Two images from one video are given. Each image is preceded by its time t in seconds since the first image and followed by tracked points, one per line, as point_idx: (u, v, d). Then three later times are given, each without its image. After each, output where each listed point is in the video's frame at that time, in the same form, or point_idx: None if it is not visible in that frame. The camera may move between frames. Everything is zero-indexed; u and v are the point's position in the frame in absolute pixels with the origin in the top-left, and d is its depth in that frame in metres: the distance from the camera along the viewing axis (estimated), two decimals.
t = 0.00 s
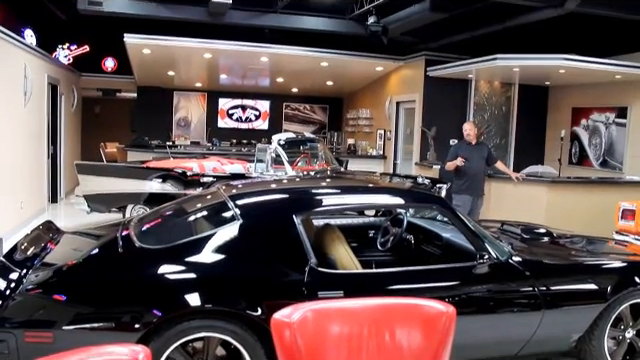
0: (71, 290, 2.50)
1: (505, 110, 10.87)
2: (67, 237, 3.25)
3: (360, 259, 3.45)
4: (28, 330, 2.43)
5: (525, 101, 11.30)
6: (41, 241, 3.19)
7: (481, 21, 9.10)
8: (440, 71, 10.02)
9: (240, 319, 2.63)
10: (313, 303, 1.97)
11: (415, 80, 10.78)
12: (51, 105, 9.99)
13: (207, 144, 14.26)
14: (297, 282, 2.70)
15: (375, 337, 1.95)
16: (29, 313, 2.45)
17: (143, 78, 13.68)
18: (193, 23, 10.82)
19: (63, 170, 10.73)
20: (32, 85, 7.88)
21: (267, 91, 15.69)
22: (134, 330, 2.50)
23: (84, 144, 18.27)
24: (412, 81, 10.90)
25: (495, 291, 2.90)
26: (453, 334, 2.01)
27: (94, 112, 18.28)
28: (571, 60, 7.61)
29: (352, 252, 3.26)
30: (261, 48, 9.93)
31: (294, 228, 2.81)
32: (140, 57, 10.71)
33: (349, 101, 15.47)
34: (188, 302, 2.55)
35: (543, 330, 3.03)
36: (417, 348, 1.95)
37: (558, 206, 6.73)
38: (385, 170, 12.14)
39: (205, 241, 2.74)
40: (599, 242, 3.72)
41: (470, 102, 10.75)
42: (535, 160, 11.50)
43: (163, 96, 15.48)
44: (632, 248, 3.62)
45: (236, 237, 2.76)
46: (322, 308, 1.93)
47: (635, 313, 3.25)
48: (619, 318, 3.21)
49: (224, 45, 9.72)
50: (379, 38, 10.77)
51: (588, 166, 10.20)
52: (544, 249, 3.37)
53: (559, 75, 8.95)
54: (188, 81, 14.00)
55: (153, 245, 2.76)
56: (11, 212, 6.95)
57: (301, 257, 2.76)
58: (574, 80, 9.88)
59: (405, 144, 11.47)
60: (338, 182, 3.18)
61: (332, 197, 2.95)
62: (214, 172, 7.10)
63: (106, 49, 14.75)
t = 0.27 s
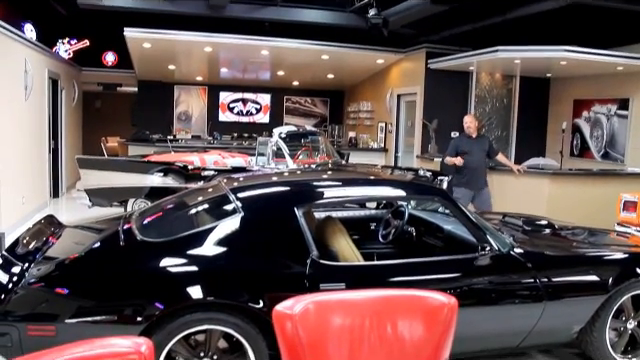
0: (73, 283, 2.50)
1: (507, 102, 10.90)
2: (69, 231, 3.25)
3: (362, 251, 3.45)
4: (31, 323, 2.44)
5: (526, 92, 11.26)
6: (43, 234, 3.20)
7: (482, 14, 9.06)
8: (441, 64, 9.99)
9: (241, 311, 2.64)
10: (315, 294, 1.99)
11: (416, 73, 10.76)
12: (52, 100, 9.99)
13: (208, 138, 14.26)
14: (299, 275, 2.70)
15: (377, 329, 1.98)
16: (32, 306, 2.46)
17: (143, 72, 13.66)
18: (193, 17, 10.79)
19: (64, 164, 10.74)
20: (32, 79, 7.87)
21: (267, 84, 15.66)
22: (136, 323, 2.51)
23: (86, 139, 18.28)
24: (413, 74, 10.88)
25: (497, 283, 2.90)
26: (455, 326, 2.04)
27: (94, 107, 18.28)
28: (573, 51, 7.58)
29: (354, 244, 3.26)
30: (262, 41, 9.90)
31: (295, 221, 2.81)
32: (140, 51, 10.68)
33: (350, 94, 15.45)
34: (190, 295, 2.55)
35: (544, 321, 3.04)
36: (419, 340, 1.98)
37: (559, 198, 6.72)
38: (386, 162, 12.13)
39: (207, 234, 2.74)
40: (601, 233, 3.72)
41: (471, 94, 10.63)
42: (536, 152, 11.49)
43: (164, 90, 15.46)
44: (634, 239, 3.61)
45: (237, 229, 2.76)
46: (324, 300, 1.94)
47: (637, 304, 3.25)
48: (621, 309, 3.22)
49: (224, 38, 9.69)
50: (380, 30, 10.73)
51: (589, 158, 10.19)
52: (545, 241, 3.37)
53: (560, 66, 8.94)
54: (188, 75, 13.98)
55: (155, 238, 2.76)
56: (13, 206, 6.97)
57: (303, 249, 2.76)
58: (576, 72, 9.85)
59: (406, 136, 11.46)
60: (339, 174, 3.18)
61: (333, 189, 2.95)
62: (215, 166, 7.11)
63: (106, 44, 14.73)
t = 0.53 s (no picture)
0: (72, 276, 2.50)
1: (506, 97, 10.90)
2: (67, 224, 3.25)
3: (361, 245, 3.45)
4: (29, 315, 2.44)
5: (526, 87, 11.25)
6: (41, 227, 3.20)
7: (482, 8, 9.04)
8: (440, 57, 9.97)
9: (240, 305, 2.64)
10: (313, 288, 2.09)
11: (416, 67, 10.74)
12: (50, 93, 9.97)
13: (207, 132, 14.25)
14: (298, 268, 2.71)
15: (375, 321, 2.09)
16: (30, 299, 2.46)
17: (143, 65, 13.62)
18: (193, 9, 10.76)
19: (63, 158, 10.73)
20: (31, 72, 7.85)
21: (267, 78, 15.63)
22: (135, 316, 2.51)
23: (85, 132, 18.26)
24: (413, 68, 10.86)
25: (495, 277, 2.91)
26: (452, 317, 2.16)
27: (94, 100, 18.25)
28: (572, 45, 7.57)
29: (353, 238, 3.26)
30: (261, 34, 9.88)
31: (294, 215, 2.81)
32: (139, 44, 10.66)
33: (349, 88, 15.43)
34: (189, 288, 2.55)
35: (542, 315, 3.04)
36: (417, 331, 2.10)
37: (558, 192, 6.73)
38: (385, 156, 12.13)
39: (205, 227, 2.75)
40: (599, 227, 3.73)
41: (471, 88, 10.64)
42: (535, 147, 11.49)
43: (163, 83, 15.44)
44: (633, 233, 3.62)
45: (236, 222, 2.76)
46: (327, 293, 2.06)
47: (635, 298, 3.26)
48: (618, 303, 3.23)
49: (224, 31, 9.67)
50: (380, 24, 10.71)
51: (588, 153, 10.20)
52: (544, 235, 3.38)
53: (560, 61, 8.93)
54: (187, 68, 13.94)
55: (153, 231, 2.76)
56: (12, 199, 6.97)
57: (302, 242, 2.76)
58: (576, 66, 9.84)
59: (406, 131, 11.45)
60: (338, 167, 3.18)
61: (333, 182, 2.95)
62: (214, 159, 7.10)
63: (105, 36, 14.68)
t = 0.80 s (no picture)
0: (71, 270, 2.51)
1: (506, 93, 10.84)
2: (66, 217, 3.25)
3: (361, 240, 3.47)
4: (29, 309, 2.45)
5: (526, 83, 11.24)
6: (41, 221, 3.19)
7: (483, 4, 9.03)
8: (440, 53, 9.96)
9: (240, 299, 2.65)
10: (312, 282, 2.11)
11: (416, 63, 10.73)
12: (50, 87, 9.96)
13: (207, 127, 14.23)
14: (297, 262, 2.71)
15: (374, 315, 2.11)
16: (30, 292, 2.46)
17: (143, 59, 13.59)
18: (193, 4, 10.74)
19: (62, 152, 10.72)
20: (31, 66, 7.83)
21: (267, 73, 15.61)
22: (134, 309, 2.51)
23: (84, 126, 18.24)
24: (413, 63, 10.85)
25: (494, 273, 2.91)
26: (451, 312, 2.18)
27: (93, 94, 18.23)
28: (573, 42, 7.56)
29: (352, 233, 3.27)
30: (262, 29, 9.86)
31: (294, 209, 2.82)
32: (139, 38, 10.64)
33: (349, 84, 15.42)
34: (188, 282, 2.56)
35: (541, 310, 3.05)
36: (416, 326, 2.12)
37: (558, 188, 6.74)
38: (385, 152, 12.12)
39: (205, 221, 2.75)
40: (599, 224, 3.73)
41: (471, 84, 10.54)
42: (535, 144, 11.48)
43: (163, 78, 15.43)
44: (632, 230, 3.62)
45: (235, 217, 2.76)
46: (326, 288, 2.07)
47: (633, 294, 3.27)
48: (617, 300, 3.23)
49: (224, 26, 9.65)
50: (380, 19, 10.70)
51: (588, 149, 10.20)
52: (543, 231, 3.38)
53: (560, 57, 8.92)
54: (188, 63, 13.92)
55: (153, 225, 2.76)
56: (11, 193, 6.97)
57: (301, 237, 2.77)
58: (576, 62, 9.83)
59: (405, 126, 11.44)
60: (338, 163, 3.18)
61: (332, 177, 2.95)
62: (213, 154, 7.10)
63: (105, 30, 14.65)
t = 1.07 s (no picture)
0: (71, 264, 2.51)
1: (506, 88, 10.82)
2: (66, 212, 3.25)
3: (361, 235, 3.47)
4: (29, 303, 2.45)
5: (527, 78, 11.23)
6: (41, 216, 3.19)
7: None
8: (440, 49, 9.94)
9: (240, 294, 2.66)
10: (311, 277, 2.11)
11: (417, 58, 10.71)
12: (50, 82, 9.96)
13: (206, 122, 14.22)
14: (297, 257, 2.72)
15: (374, 309, 2.11)
16: (30, 287, 2.46)
17: (142, 54, 13.56)
18: None
19: (62, 147, 10.71)
20: (30, 61, 7.82)
21: (266, 68, 15.59)
22: (134, 304, 2.51)
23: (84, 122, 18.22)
24: (414, 58, 10.84)
25: (494, 267, 2.92)
26: (451, 306, 2.18)
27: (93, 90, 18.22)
28: (574, 37, 7.55)
29: (352, 227, 3.27)
30: (262, 24, 9.84)
31: (294, 204, 2.82)
32: (139, 33, 10.63)
33: (349, 79, 15.40)
34: (188, 276, 2.56)
35: (540, 305, 3.06)
36: (416, 320, 2.12)
37: (557, 184, 6.75)
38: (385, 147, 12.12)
39: (205, 215, 2.75)
40: (598, 219, 3.74)
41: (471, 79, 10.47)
42: (535, 139, 11.48)
43: (163, 73, 15.42)
44: (631, 225, 3.63)
45: (235, 211, 2.76)
46: (326, 282, 2.09)
47: (632, 289, 3.28)
48: (616, 294, 3.24)
49: (224, 21, 9.64)
50: (381, 14, 10.68)
51: (588, 145, 10.20)
52: (543, 226, 3.39)
53: (560, 52, 8.91)
54: (187, 58, 13.90)
55: (153, 219, 2.76)
56: (11, 188, 6.97)
57: (301, 231, 2.77)
58: (576, 58, 9.82)
59: (405, 121, 11.44)
60: (338, 157, 3.18)
61: (332, 172, 2.95)
62: (213, 149, 7.10)
63: (104, 25, 14.62)
